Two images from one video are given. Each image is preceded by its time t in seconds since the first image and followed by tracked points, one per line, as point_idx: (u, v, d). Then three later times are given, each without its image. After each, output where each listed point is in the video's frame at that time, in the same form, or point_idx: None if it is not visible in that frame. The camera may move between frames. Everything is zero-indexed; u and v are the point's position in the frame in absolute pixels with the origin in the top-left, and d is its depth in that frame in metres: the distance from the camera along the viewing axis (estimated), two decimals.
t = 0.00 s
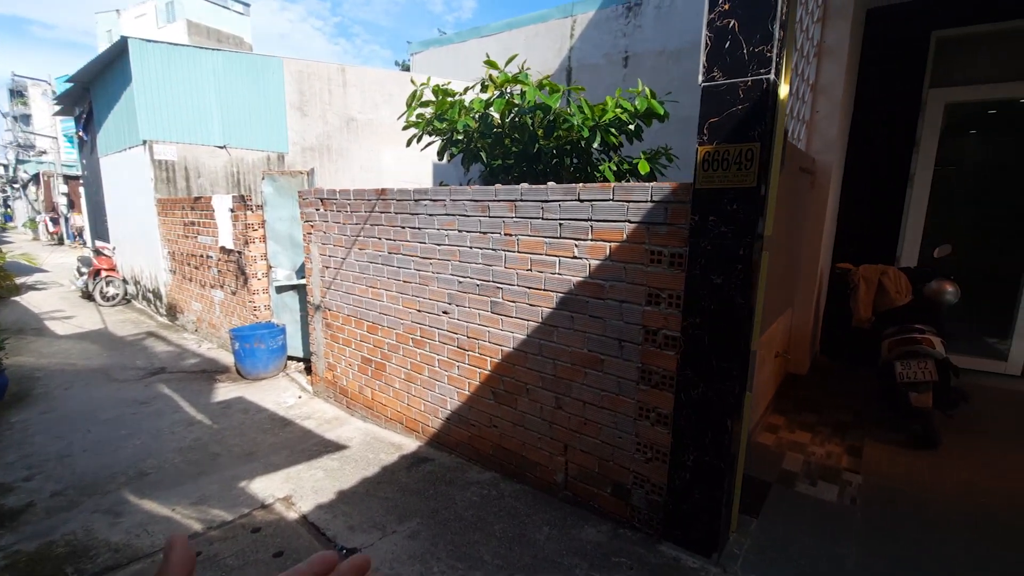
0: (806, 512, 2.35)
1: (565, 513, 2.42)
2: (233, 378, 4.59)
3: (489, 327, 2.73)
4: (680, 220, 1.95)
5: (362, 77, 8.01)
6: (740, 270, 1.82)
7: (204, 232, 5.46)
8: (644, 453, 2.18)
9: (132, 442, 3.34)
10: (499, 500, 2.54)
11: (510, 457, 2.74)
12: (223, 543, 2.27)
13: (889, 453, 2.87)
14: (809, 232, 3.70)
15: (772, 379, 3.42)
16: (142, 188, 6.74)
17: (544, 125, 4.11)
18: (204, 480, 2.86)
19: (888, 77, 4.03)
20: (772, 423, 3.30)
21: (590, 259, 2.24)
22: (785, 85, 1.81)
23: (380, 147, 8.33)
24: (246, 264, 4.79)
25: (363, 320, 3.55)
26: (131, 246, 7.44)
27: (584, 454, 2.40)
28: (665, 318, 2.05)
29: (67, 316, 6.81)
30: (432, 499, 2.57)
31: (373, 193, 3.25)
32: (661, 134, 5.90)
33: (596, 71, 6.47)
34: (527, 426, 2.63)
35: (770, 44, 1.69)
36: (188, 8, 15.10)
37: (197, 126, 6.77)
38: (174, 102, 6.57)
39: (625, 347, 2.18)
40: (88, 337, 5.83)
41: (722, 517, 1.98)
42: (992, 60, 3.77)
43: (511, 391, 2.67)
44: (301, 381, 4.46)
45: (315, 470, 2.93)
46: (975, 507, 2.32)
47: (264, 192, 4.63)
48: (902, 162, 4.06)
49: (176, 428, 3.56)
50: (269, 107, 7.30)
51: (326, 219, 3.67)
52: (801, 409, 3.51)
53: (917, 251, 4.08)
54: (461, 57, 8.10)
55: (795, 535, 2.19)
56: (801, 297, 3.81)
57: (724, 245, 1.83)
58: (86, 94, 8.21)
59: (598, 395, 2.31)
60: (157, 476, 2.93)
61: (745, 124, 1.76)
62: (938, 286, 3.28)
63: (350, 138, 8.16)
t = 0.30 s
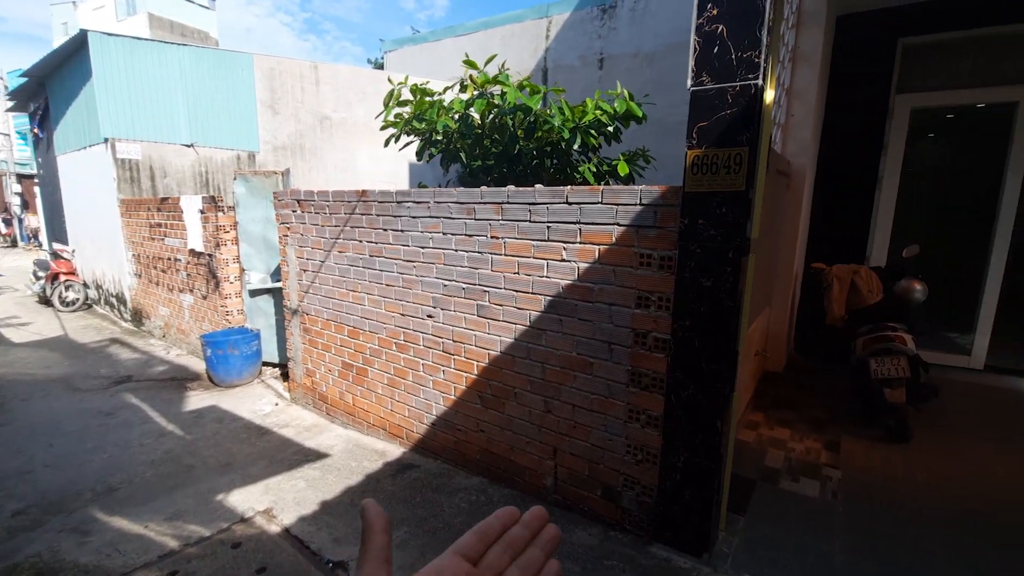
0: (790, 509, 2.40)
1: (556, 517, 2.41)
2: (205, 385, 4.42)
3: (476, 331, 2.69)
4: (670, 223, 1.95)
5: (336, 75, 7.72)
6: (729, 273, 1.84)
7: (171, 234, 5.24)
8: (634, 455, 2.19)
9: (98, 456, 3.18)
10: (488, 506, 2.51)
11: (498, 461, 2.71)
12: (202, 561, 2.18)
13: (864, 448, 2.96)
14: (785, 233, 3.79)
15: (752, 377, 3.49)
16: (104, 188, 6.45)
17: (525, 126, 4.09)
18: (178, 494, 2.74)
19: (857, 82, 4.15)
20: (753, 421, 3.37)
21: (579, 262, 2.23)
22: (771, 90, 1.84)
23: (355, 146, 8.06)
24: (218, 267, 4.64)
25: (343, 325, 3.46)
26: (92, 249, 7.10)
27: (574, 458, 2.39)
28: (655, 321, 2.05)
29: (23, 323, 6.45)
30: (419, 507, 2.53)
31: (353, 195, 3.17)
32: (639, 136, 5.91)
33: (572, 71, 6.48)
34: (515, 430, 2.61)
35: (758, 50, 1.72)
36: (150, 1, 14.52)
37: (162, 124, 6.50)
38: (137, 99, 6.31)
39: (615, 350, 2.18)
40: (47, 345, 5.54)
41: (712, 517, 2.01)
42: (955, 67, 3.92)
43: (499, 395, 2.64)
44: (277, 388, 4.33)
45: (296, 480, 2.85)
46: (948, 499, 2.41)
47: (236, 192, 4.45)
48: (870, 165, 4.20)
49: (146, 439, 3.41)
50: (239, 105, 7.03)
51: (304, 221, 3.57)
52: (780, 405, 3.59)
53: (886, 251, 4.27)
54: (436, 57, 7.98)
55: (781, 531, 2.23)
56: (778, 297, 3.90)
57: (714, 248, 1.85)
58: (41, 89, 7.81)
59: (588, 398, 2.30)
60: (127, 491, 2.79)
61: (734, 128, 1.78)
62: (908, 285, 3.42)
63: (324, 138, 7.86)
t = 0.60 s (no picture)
0: (775, 506, 2.45)
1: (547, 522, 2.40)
2: (177, 395, 4.26)
3: (463, 336, 2.67)
4: (660, 228, 1.97)
5: (308, 73, 7.45)
6: (719, 277, 1.87)
7: (139, 237, 5.04)
8: (626, 458, 2.20)
9: (66, 472, 3.03)
10: (479, 513, 2.49)
11: (488, 467, 2.69)
12: None
13: (841, 443, 3.06)
14: (763, 235, 3.89)
15: (733, 376, 3.56)
16: (64, 189, 6.15)
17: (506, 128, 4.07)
18: (154, 509, 2.63)
19: (829, 88, 4.29)
20: (734, 419, 3.44)
21: (569, 266, 2.24)
22: (758, 98, 1.88)
23: (331, 146, 7.82)
24: (190, 272, 4.48)
25: (325, 331, 3.39)
26: (52, 253, 6.77)
27: (565, 461, 2.39)
28: (645, 325, 2.07)
29: None
30: (409, 516, 2.49)
31: (335, 198, 3.10)
32: (618, 137, 5.96)
33: (550, 73, 6.49)
34: (505, 435, 2.59)
35: (746, 59, 1.75)
36: None
37: (127, 122, 6.24)
38: (100, 96, 6.05)
39: (606, 354, 2.19)
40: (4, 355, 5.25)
41: (703, 517, 2.04)
42: (921, 74, 4.09)
43: (488, 400, 2.63)
44: (255, 396, 4.21)
45: (278, 491, 2.77)
46: (922, 491, 2.51)
47: (208, 194, 4.33)
48: (841, 168, 4.34)
49: (117, 453, 3.27)
50: (208, 103, 6.80)
51: (282, 224, 3.47)
52: (759, 403, 3.68)
53: (856, 252, 4.42)
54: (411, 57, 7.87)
55: (767, 528, 2.28)
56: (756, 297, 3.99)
57: (704, 252, 1.88)
58: None
59: (578, 402, 2.31)
60: (99, 508, 2.67)
61: (723, 135, 1.81)
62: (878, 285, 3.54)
63: (297, 137, 7.59)
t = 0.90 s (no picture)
0: (753, 500, 2.52)
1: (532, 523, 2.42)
2: (146, 404, 4.12)
3: (447, 339, 2.66)
4: (643, 231, 2.01)
5: (280, 71, 7.15)
6: (699, 279, 1.92)
7: (102, 241, 4.84)
8: (610, 457, 2.24)
9: (28, 488, 2.89)
10: (465, 516, 2.49)
11: (472, 470, 2.69)
12: None
13: (813, 436, 3.17)
14: (736, 235, 3.99)
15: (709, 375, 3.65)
16: (23, 190, 5.96)
17: (484, 130, 4.07)
18: (127, 524, 2.54)
19: (796, 92, 4.43)
20: (711, 415, 3.52)
21: (552, 269, 2.26)
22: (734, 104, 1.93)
23: (304, 146, 7.50)
24: (158, 277, 4.35)
25: (302, 336, 3.32)
26: (7, 257, 6.46)
27: (549, 462, 2.41)
28: (628, 326, 2.11)
29: None
30: (393, 522, 2.47)
31: (312, 200, 3.05)
32: (594, 139, 6.02)
33: (525, 75, 6.51)
34: (489, 437, 2.60)
35: (724, 67, 1.80)
36: None
37: (87, 120, 6.01)
38: (57, 92, 5.81)
39: (590, 355, 2.22)
40: None
41: (685, 514, 2.08)
42: (883, 81, 4.26)
43: (471, 403, 2.63)
44: (229, 403, 4.10)
45: (257, 502, 2.71)
46: (889, 482, 2.62)
47: (177, 195, 4.24)
48: (809, 171, 4.49)
49: (83, 466, 3.14)
50: (175, 101, 6.54)
51: (256, 227, 3.39)
52: (734, 399, 3.77)
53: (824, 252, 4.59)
54: (384, 56, 7.78)
55: (746, 522, 2.35)
56: (730, 296, 4.09)
57: (685, 255, 1.92)
58: None
59: (563, 404, 2.33)
60: (66, 524, 2.56)
61: (703, 141, 1.85)
62: (846, 284, 3.66)
63: (269, 138, 7.25)
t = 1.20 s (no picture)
0: (722, 492, 2.60)
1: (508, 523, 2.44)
2: (108, 413, 3.97)
3: (421, 341, 2.65)
4: (613, 232, 2.04)
5: (247, 68, 6.92)
6: (668, 279, 1.96)
7: (58, 245, 4.65)
8: (584, 455, 2.27)
9: None
10: (441, 518, 2.49)
11: (447, 472, 2.69)
12: None
13: (779, 429, 3.28)
14: (705, 235, 4.09)
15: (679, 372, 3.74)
16: None
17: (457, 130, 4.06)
18: (88, 538, 2.45)
19: (761, 96, 4.57)
20: (683, 411, 3.60)
21: (525, 270, 2.27)
22: (700, 108, 1.98)
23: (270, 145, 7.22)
24: (119, 281, 4.20)
25: (273, 340, 3.26)
26: None
27: (525, 461, 2.44)
28: (600, 326, 2.14)
29: None
30: (368, 526, 2.45)
31: (282, 202, 3.00)
32: (567, 140, 6.07)
33: (498, 76, 6.52)
34: (465, 438, 2.60)
35: (688, 73, 1.85)
36: None
37: (43, 118, 5.90)
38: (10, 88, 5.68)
39: (563, 355, 2.25)
40: None
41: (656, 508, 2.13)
42: (843, 86, 4.42)
43: (447, 404, 2.62)
44: (196, 410, 3.99)
45: (227, 510, 2.65)
46: (850, 472, 2.73)
47: (141, 198, 4.03)
48: (773, 172, 4.64)
49: (41, 480, 3.01)
50: (135, 99, 6.33)
51: (223, 230, 3.31)
52: (704, 395, 3.87)
53: (788, 250, 4.75)
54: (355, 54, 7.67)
55: (715, 515, 2.42)
56: (700, 295, 4.19)
57: (654, 256, 1.96)
58: None
59: (537, 404, 2.35)
60: (22, 540, 2.45)
61: (670, 144, 1.90)
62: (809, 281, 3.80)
63: (235, 137, 6.99)
